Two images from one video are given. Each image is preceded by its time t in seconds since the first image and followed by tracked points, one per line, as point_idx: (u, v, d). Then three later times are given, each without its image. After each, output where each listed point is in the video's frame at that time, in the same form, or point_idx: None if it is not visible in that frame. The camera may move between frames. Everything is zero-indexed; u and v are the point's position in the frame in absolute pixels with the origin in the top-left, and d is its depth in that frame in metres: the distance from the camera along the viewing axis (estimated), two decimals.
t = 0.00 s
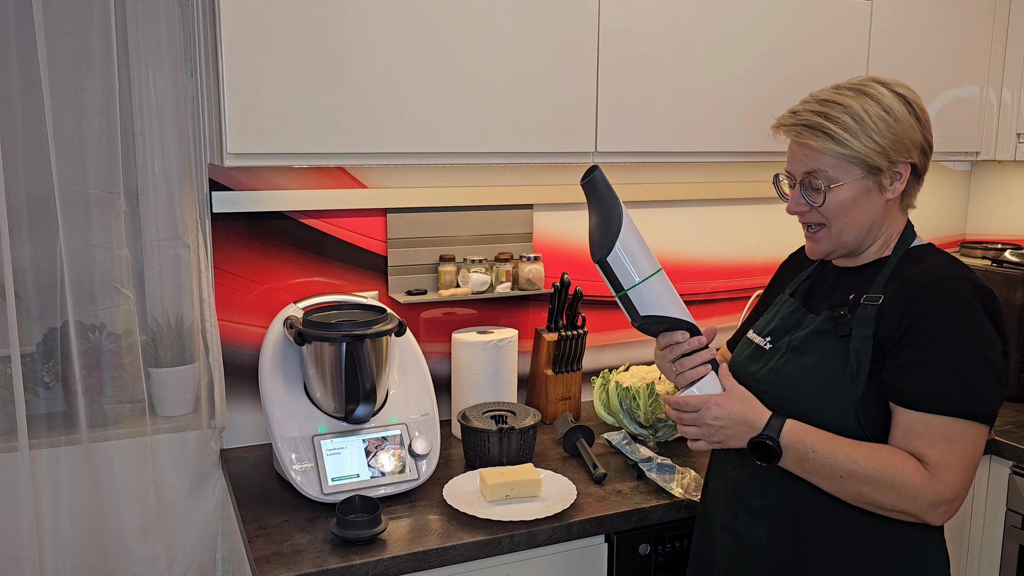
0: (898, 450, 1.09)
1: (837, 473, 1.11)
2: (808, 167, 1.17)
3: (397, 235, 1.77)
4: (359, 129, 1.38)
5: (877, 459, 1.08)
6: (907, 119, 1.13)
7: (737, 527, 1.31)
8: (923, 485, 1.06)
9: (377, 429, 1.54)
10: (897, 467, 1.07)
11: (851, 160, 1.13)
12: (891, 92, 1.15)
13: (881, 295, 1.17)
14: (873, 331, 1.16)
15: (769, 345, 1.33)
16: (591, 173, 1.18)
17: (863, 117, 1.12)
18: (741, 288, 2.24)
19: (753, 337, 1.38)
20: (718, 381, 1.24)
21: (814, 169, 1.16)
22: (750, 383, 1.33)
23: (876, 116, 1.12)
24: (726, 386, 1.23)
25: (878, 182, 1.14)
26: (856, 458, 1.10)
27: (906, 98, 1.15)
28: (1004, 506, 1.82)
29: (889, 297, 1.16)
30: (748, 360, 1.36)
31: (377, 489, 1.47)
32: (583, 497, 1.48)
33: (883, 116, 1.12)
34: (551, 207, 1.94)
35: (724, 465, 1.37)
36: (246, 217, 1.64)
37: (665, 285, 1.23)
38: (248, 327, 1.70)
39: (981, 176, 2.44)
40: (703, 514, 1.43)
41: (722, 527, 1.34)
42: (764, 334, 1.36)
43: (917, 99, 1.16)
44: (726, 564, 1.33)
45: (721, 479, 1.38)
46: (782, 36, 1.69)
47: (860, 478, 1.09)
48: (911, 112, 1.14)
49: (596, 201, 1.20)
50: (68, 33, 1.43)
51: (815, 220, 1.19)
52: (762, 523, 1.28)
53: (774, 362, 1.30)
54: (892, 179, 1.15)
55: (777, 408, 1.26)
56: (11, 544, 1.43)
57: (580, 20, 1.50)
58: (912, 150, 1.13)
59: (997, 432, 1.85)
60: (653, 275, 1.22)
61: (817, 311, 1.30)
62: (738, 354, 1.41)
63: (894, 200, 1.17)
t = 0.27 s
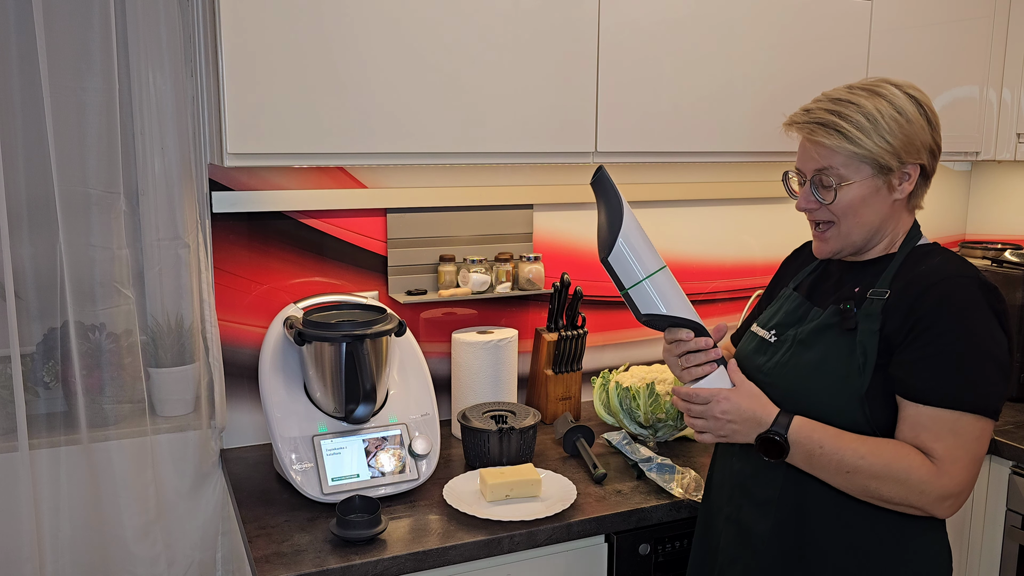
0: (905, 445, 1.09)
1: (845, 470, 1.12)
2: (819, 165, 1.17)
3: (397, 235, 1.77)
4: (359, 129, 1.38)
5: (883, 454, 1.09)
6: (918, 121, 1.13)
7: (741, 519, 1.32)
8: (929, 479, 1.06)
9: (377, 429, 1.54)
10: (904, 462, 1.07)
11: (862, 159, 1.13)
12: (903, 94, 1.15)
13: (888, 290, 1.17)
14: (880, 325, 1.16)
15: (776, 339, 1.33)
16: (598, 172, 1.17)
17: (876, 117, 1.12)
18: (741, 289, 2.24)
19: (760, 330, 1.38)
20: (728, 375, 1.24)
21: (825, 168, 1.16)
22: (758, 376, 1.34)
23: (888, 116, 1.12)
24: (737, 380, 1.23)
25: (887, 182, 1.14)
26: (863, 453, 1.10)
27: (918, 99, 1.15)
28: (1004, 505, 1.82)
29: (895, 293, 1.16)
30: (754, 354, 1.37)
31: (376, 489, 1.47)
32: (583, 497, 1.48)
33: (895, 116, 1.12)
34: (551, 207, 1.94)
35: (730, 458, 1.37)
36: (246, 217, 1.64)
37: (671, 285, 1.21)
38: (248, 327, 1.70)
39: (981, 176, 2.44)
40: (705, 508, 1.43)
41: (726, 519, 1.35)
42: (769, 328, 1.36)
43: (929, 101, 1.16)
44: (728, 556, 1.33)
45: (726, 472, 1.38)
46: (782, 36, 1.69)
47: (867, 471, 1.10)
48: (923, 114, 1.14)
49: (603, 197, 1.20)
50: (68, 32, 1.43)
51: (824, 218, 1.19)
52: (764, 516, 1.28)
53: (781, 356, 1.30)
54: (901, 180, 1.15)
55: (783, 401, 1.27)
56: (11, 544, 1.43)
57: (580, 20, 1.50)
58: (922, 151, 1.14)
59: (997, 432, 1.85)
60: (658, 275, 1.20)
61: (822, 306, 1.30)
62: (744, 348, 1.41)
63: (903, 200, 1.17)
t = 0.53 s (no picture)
0: (917, 441, 1.09)
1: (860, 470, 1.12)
2: (817, 168, 1.17)
3: (397, 235, 1.77)
4: (359, 129, 1.38)
5: (895, 452, 1.09)
6: (913, 120, 1.13)
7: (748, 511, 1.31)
8: (944, 473, 1.06)
9: (377, 429, 1.54)
10: (917, 458, 1.07)
11: (860, 161, 1.13)
12: (896, 94, 1.15)
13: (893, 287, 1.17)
14: (885, 321, 1.16)
15: (779, 334, 1.33)
16: (614, 190, 1.23)
17: (871, 119, 1.12)
18: (741, 288, 2.24)
19: (762, 326, 1.38)
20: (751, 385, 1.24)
21: (823, 170, 1.16)
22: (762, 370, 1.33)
23: (883, 117, 1.12)
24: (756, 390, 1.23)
25: (886, 182, 1.14)
26: (876, 452, 1.11)
27: (911, 99, 1.15)
28: (1004, 505, 1.82)
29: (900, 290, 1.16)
30: (758, 348, 1.36)
31: (376, 489, 1.47)
32: (583, 497, 1.48)
33: (890, 116, 1.13)
34: (551, 207, 1.94)
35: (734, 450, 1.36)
36: (245, 217, 1.64)
37: (688, 301, 1.24)
38: (248, 328, 1.70)
39: (981, 176, 2.44)
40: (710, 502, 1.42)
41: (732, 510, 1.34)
42: (772, 323, 1.36)
43: (922, 100, 1.16)
44: (733, 548, 1.32)
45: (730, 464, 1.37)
46: (783, 36, 1.69)
47: (882, 468, 1.10)
48: (916, 113, 1.15)
49: (619, 216, 1.24)
50: (68, 32, 1.43)
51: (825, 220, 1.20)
52: (772, 507, 1.28)
53: (785, 351, 1.30)
54: (900, 179, 1.15)
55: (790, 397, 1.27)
56: (11, 544, 1.43)
57: (580, 20, 1.50)
58: (918, 150, 1.14)
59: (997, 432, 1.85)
60: (675, 291, 1.24)
61: (825, 300, 1.30)
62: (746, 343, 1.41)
63: (902, 198, 1.17)
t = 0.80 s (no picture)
0: (931, 434, 1.11)
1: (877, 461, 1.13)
2: (804, 163, 1.20)
3: (397, 234, 1.77)
4: (359, 129, 1.38)
5: (910, 443, 1.10)
6: (899, 117, 1.15)
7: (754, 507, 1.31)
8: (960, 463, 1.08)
9: (377, 429, 1.54)
10: (933, 449, 1.09)
11: (843, 155, 1.15)
12: (884, 92, 1.17)
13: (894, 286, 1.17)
14: (889, 320, 1.16)
15: (780, 332, 1.32)
16: (611, 216, 1.20)
17: (854, 115, 1.15)
18: (741, 288, 2.24)
19: (761, 323, 1.38)
20: (751, 398, 1.29)
21: (809, 165, 1.19)
22: (762, 368, 1.33)
23: (867, 114, 1.14)
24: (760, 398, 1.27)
25: (871, 176, 1.16)
26: (893, 444, 1.12)
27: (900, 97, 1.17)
28: (1003, 505, 1.82)
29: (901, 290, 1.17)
30: (759, 346, 1.36)
31: (376, 489, 1.47)
32: (583, 497, 1.48)
33: (874, 112, 1.14)
34: (551, 207, 1.94)
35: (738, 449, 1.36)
36: (245, 217, 1.64)
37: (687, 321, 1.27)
38: (248, 328, 1.70)
39: (981, 176, 2.44)
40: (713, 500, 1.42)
41: (736, 506, 1.34)
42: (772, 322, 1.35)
43: (912, 99, 1.17)
44: (738, 542, 1.32)
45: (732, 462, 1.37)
46: (783, 36, 1.69)
47: (898, 462, 1.11)
48: (904, 110, 1.16)
49: (618, 246, 1.22)
50: (67, 32, 1.43)
51: (813, 213, 1.21)
52: (778, 501, 1.28)
53: (788, 349, 1.29)
54: (886, 173, 1.16)
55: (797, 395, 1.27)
56: (11, 544, 1.43)
57: (580, 20, 1.50)
58: (905, 145, 1.15)
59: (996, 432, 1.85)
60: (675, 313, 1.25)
61: (824, 297, 1.30)
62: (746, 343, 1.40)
63: (891, 192, 1.18)
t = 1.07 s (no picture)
0: (914, 428, 1.12)
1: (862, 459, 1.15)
2: (793, 148, 1.24)
3: (397, 234, 1.77)
4: (359, 128, 1.38)
5: (891, 439, 1.12)
6: (887, 109, 1.17)
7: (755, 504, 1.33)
8: (942, 454, 1.09)
9: (377, 429, 1.54)
10: (915, 443, 1.10)
11: (827, 139, 1.19)
12: (877, 88, 1.20)
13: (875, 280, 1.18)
14: (870, 314, 1.17)
15: (774, 331, 1.33)
16: (643, 204, 1.23)
17: (841, 102, 1.18)
18: (741, 288, 2.24)
19: (758, 325, 1.39)
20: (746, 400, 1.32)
21: (796, 148, 1.22)
22: (760, 370, 1.34)
23: (854, 103, 1.18)
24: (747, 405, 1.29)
25: (854, 162, 1.18)
26: (874, 441, 1.14)
27: (892, 93, 1.19)
28: (1004, 505, 1.82)
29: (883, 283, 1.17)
30: (756, 346, 1.36)
31: (376, 489, 1.47)
32: (583, 497, 1.48)
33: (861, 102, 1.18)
34: (551, 207, 1.94)
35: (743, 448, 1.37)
36: (246, 217, 1.64)
37: (702, 321, 1.27)
38: (247, 327, 1.69)
39: (981, 176, 2.44)
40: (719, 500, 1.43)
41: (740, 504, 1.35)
42: (768, 322, 1.36)
43: (905, 98, 1.20)
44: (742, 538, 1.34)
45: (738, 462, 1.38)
46: (783, 36, 1.69)
47: (882, 458, 1.13)
48: (895, 106, 1.18)
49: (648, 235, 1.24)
50: (68, 32, 1.43)
51: (797, 197, 1.24)
52: (779, 499, 1.30)
53: (780, 348, 1.30)
54: (871, 162, 1.18)
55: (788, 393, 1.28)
56: (11, 545, 1.43)
57: (580, 20, 1.50)
58: (891, 135, 1.16)
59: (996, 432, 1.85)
60: (693, 309, 1.26)
61: (815, 296, 1.30)
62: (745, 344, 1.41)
63: (876, 183, 1.19)
